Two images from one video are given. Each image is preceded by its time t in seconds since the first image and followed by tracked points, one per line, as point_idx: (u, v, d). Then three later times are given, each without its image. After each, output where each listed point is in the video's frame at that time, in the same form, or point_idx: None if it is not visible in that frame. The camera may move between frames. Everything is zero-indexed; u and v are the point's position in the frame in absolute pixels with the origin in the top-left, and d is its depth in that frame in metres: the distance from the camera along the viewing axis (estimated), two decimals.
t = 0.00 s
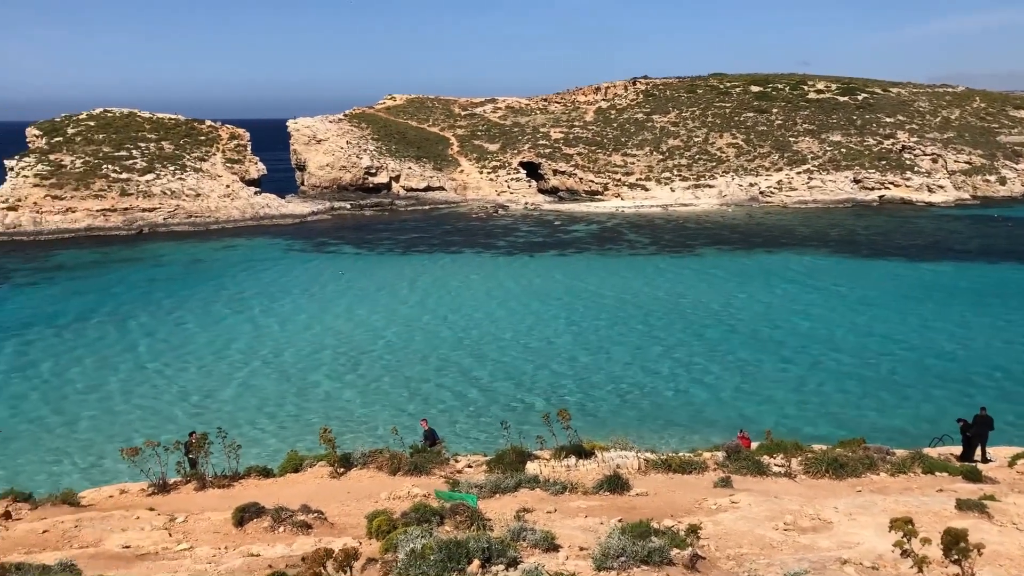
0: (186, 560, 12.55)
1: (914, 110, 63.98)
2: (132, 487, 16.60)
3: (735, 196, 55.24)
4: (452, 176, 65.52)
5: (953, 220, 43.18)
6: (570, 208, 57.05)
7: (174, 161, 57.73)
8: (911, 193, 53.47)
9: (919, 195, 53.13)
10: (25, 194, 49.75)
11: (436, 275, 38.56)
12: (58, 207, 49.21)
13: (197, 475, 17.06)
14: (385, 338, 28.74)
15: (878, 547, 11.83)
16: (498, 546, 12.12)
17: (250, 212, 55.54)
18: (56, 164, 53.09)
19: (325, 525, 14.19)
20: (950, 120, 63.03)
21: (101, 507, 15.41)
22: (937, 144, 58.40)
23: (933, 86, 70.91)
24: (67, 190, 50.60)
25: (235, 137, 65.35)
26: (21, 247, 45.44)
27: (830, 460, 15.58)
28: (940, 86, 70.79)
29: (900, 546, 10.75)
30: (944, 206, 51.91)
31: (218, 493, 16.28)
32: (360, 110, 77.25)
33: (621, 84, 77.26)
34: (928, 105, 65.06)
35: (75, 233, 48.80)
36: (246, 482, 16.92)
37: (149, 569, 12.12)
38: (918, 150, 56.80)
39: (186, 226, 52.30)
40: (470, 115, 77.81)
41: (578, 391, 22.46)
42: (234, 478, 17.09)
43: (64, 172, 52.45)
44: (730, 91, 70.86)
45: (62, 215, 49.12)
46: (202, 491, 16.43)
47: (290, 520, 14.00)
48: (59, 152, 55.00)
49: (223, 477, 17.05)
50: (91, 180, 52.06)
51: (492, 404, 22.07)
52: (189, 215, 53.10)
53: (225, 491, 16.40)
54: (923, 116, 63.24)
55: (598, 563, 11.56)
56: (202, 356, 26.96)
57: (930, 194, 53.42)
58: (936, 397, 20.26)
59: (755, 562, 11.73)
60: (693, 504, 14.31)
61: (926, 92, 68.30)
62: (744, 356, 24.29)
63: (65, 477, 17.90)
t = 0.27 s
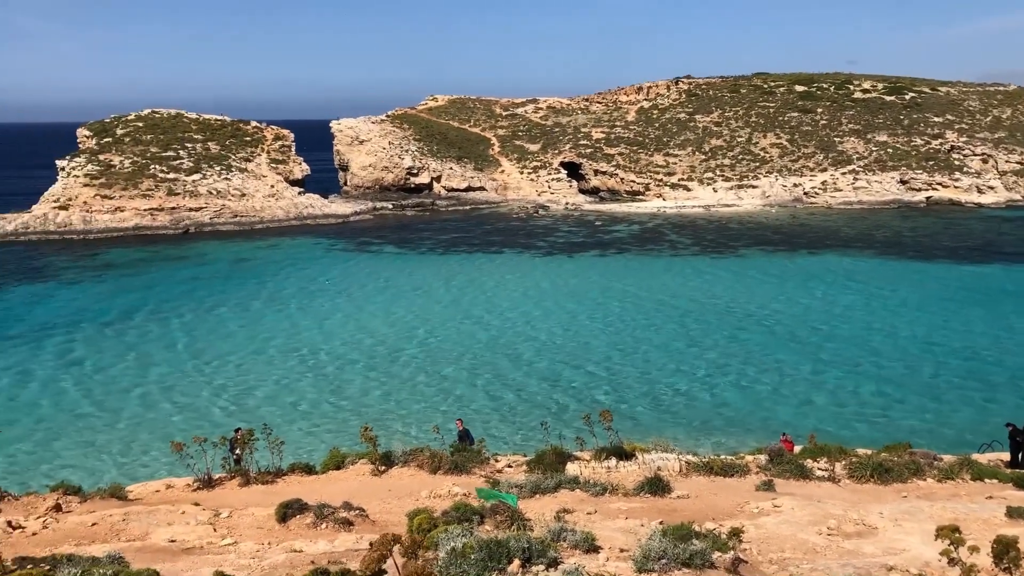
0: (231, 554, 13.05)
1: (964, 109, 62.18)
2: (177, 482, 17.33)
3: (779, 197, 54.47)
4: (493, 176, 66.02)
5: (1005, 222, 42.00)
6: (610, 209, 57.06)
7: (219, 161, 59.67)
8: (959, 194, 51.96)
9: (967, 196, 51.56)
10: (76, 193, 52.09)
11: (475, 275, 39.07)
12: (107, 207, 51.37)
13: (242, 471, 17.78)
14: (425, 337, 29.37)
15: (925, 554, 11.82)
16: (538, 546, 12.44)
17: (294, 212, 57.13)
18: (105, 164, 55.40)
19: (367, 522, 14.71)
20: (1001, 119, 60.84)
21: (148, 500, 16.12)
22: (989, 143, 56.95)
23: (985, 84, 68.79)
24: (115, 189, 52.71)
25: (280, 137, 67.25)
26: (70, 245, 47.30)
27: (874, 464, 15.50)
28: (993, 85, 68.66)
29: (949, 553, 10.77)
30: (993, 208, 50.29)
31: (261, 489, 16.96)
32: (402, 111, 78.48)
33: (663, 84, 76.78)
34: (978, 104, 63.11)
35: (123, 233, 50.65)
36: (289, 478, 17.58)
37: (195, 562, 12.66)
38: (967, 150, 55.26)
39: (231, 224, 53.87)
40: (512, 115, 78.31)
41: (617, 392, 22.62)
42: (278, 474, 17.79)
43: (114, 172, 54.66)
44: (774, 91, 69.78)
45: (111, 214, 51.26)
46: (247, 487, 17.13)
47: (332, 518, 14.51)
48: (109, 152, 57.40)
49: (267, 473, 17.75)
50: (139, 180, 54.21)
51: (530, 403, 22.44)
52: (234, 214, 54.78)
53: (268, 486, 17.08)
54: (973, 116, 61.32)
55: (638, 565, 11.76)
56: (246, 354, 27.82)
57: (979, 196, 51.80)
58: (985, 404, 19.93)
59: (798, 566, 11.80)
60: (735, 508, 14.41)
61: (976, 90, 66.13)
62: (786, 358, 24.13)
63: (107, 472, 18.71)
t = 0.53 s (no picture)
0: (270, 552, 13.62)
1: (1014, 110, 60.21)
2: (218, 480, 18.05)
3: (821, 199, 53.67)
4: (532, 178, 66.40)
5: None
6: (649, 211, 56.93)
7: (261, 163, 61.41)
8: (1007, 197, 50.65)
9: (1016, 199, 50.15)
10: (122, 193, 54.23)
11: (512, 277, 39.47)
12: (152, 208, 53.49)
13: (281, 470, 18.45)
14: (460, 338, 29.88)
15: (969, 564, 11.80)
16: (575, 549, 12.71)
17: (334, 213, 58.39)
18: (151, 165, 57.42)
19: (405, 522, 15.19)
20: None
21: (190, 497, 16.83)
22: None
23: None
24: (160, 190, 54.68)
25: (321, 140, 68.98)
26: (114, 245, 49.16)
27: (916, 471, 15.41)
28: None
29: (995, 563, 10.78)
30: None
31: (301, 488, 17.58)
32: (442, 113, 79.41)
33: (703, 85, 76.09)
34: None
35: (167, 233, 52.47)
36: (328, 477, 18.19)
37: (236, 559, 13.24)
38: (1016, 152, 53.76)
39: (273, 225, 55.33)
40: (551, 117, 78.57)
41: (655, 395, 22.72)
42: (317, 473, 18.43)
43: (159, 172, 56.66)
44: (816, 92, 68.63)
45: (156, 215, 53.40)
46: (286, 485, 17.79)
47: (370, 517, 15.02)
48: (154, 153, 59.47)
49: (305, 473, 18.39)
50: (183, 180, 56.11)
51: (565, 405, 22.71)
52: (275, 215, 56.26)
53: (308, 485, 17.71)
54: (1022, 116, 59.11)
55: (676, 569, 11.94)
56: (288, 353, 28.67)
57: None
58: None
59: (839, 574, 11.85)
60: (775, 513, 14.46)
61: None
62: (826, 363, 23.92)
63: (152, 466, 19.58)
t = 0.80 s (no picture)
0: (307, 550, 14.13)
1: None
2: (257, 478, 18.76)
3: (862, 203, 52.81)
4: (569, 180, 66.57)
5: None
6: (687, 214, 56.65)
7: (302, 165, 62.92)
8: None
9: None
10: (166, 194, 56.08)
11: (547, 279, 39.75)
12: (194, 208, 55.30)
13: (319, 469, 19.06)
14: (496, 339, 30.32)
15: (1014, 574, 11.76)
16: (611, 553, 12.93)
17: (372, 215, 59.44)
18: (193, 167, 59.30)
19: (441, 522, 15.64)
20: None
21: (229, 495, 17.51)
22: None
23: None
24: (202, 191, 56.45)
25: (360, 143, 70.39)
26: (157, 246, 50.82)
27: (959, 480, 15.30)
28: None
29: None
30: None
31: (338, 487, 18.17)
32: (480, 116, 80.09)
33: (743, 87, 75.34)
34: None
35: (209, 232, 54.03)
36: (365, 476, 18.77)
37: (274, 557, 13.73)
38: None
39: (312, 226, 56.56)
40: (589, 119, 78.64)
41: (691, 400, 22.76)
42: (354, 472, 19.02)
43: (201, 173, 58.56)
44: (858, 94, 67.39)
45: (198, 215, 55.17)
46: (324, 484, 18.41)
47: (406, 517, 15.48)
48: (196, 155, 61.38)
49: (342, 472, 18.99)
50: (225, 182, 57.81)
51: (600, 408, 22.94)
52: (315, 217, 57.61)
53: (345, 484, 18.31)
54: None
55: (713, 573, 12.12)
56: (328, 353, 29.45)
57: None
58: None
59: None
60: (814, 520, 14.50)
61: None
62: (865, 369, 23.67)
63: (198, 462, 20.42)
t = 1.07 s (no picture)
0: (347, 548, 14.71)
1: None
2: (297, 476, 19.49)
3: (906, 207, 51.77)
4: (608, 182, 66.63)
5: None
6: (728, 216, 56.19)
7: (343, 166, 64.33)
8: None
9: None
10: (210, 195, 58.00)
11: (585, 282, 39.96)
12: (237, 209, 57.07)
13: (358, 468, 19.76)
14: (533, 341, 30.70)
15: None
16: (649, 556, 13.12)
17: (412, 216, 60.42)
18: (236, 168, 61.13)
19: (478, 523, 16.13)
20: None
21: (270, 492, 18.30)
22: None
23: None
24: (245, 192, 58.18)
25: (400, 144, 71.49)
26: (204, 246, 52.50)
27: (1006, 490, 15.25)
28: None
29: None
30: None
31: (377, 485, 18.83)
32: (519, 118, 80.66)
33: (785, 88, 74.31)
34: None
35: (252, 232, 55.52)
36: (403, 475, 19.40)
37: (313, 554, 14.33)
38: None
39: (353, 227, 57.69)
40: (628, 121, 78.50)
41: (729, 404, 22.77)
42: (392, 472, 19.68)
43: (244, 174, 60.38)
44: (903, 96, 65.90)
45: (241, 215, 56.90)
46: (363, 482, 19.09)
47: (444, 517, 15.99)
48: (240, 157, 63.25)
49: (381, 471, 19.70)
50: (267, 183, 59.47)
51: (636, 411, 23.14)
52: (355, 217, 58.82)
53: (384, 483, 18.95)
54: None
55: None
56: (369, 353, 30.23)
57: None
58: None
59: None
60: (854, 527, 14.56)
61: None
62: (908, 375, 23.38)
63: (244, 458, 21.28)
